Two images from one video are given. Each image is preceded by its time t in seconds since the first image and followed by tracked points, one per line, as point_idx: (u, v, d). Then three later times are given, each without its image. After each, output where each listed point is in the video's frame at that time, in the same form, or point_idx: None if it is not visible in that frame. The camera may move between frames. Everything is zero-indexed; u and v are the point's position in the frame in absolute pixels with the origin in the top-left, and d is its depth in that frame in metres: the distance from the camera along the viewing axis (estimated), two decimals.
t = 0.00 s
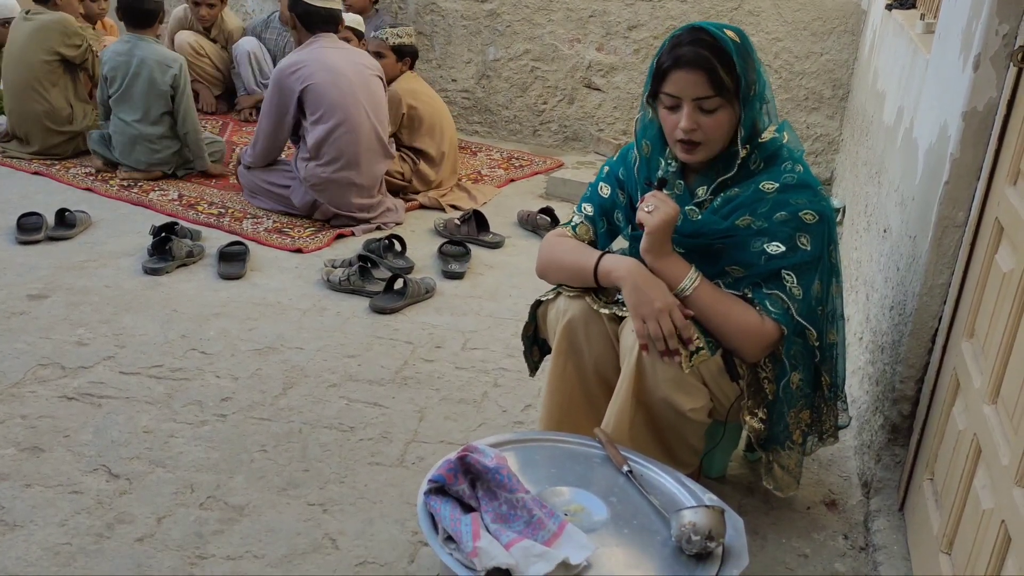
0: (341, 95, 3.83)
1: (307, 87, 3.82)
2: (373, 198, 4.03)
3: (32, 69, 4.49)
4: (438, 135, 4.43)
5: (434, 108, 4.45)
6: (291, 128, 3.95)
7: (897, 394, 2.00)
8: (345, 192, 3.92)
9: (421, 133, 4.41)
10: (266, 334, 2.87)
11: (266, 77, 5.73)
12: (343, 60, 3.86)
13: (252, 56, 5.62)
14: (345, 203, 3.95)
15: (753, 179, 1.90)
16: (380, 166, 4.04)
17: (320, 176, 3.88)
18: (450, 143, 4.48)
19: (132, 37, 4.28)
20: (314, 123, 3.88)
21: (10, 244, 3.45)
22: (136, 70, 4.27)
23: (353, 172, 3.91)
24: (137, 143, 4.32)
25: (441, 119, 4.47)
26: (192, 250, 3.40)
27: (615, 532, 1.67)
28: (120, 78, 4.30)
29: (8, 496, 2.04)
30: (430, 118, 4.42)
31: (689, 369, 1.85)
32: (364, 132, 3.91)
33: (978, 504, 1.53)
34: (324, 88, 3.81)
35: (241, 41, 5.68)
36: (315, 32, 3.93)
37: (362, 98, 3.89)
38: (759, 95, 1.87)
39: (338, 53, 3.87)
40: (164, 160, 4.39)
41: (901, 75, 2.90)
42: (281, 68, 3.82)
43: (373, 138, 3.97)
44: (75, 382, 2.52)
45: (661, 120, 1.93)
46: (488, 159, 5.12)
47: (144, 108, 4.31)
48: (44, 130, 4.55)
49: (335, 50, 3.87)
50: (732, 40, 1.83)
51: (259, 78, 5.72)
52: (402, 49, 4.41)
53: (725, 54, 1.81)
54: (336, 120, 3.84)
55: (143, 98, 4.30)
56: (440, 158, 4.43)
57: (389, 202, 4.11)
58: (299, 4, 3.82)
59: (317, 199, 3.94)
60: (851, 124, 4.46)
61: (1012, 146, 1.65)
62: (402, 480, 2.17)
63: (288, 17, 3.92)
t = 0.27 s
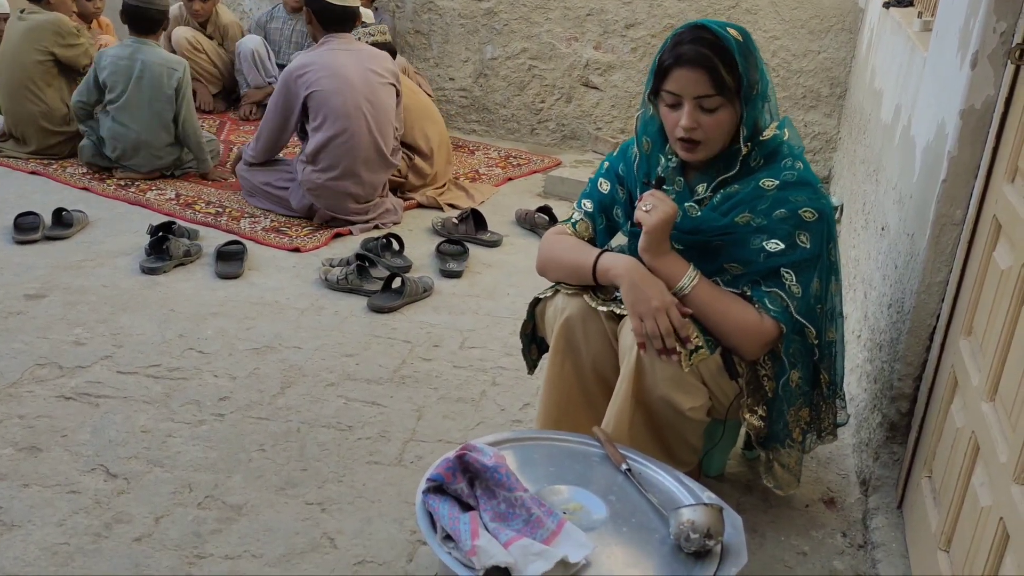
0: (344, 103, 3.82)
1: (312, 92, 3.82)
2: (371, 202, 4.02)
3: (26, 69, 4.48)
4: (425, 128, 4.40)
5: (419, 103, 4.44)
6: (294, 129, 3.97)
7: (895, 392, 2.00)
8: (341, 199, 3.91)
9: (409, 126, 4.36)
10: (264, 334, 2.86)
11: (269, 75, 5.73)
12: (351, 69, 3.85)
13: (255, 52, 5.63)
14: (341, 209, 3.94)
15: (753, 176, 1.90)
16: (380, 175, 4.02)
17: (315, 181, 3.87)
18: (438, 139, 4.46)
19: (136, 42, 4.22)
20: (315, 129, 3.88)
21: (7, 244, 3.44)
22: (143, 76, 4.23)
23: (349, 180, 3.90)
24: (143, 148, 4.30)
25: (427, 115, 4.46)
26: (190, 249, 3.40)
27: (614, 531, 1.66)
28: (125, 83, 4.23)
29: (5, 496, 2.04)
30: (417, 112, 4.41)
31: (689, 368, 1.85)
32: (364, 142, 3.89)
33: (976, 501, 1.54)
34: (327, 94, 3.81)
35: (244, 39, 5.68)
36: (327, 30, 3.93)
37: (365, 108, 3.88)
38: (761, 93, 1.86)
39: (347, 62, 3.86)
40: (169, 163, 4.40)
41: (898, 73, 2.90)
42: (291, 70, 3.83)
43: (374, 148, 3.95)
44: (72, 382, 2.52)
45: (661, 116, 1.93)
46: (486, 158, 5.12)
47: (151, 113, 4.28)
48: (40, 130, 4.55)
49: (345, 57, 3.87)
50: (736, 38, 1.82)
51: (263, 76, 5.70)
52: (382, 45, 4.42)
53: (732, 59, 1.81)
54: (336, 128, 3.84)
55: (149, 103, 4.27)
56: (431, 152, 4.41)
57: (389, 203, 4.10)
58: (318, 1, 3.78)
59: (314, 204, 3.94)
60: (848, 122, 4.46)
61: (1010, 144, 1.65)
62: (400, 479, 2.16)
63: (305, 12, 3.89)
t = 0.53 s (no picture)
0: (342, 103, 3.82)
1: (310, 91, 3.82)
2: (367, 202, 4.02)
3: (26, 68, 4.47)
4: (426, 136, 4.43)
5: (422, 109, 4.46)
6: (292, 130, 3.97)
7: (891, 392, 2.00)
8: (337, 199, 3.92)
9: (410, 131, 4.40)
10: (260, 334, 2.86)
11: (261, 77, 5.73)
12: (349, 69, 3.86)
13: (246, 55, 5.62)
14: (338, 209, 3.94)
15: (753, 179, 1.90)
16: (377, 174, 4.03)
17: (312, 181, 3.87)
18: (438, 143, 4.49)
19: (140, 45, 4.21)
20: (313, 129, 3.88)
21: (3, 245, 3.44)
22: (150, 78, 4.23)
23: (346, 179, 3.90)
24: (152, 150, 4.31)
25: (429, 117, 4.47)
26: (187, 249, 3.39)
27: (610, 531, 1.67)
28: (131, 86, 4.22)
29: (2, 497, 2.03)
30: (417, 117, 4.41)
31: (687, 369, 1.86)
32: (361, 141, 3.90)
33: (972, 501, 1.54)
34: (326, 94, 3.81)
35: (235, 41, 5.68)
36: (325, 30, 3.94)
37: (363, 108, 3.88)
38: (762, 95, 1.87)
39: (344, 61, 3.86)
40: (173, 162, 4.44)
41: (894, 74, 2.90)
42: (287, 68, 3.83)
43: (371, 148, 3.96)
44: (69, 383, 2.51)
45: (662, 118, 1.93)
46: (483, 158, 5.12)
47: (159, 115, 4.29)
48: (35, 129, 4.54)
49: (343, 57, 3.87)
50: (737, 41, 1.82)
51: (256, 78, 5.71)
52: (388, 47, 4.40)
53: (733, 61, 1.81)
54: (334, 127, 3.84)
55: (157, 105, 4.28)
56: (431, 158, 4.42)
57: (385, 203, 4.10)
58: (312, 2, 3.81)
59: (310, 203, 3.94)
60: (844, 123, 4.47)
61: (1006, 145, 1.66)
62: (397, 480, 2.17)
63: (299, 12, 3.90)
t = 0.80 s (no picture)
0: (338, 94, 3.84)
1: (305, 85, 3.81)
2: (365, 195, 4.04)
3: (31, 63, 4.48)
4: (432, 140, 4.43)
5: (432, 112, 4.43)
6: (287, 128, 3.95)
7: (890, 392, 2.01)
8: (338, 190, 3.92)
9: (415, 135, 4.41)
10: (258, 334, 2.86)
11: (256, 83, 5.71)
12: (339, 61, 3.88)
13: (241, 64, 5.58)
14: (338, 202, 3.95)
15: (754, 179, 1.90)
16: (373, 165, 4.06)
17: (314, 174, 3.86)
18: (444, 147, 4.48)
19: (143, 38, 4.31)
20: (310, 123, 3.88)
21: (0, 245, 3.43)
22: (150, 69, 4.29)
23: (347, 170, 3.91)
24: (149, 141, 4.30)
25: (438, 122, 4.45)
26: (185, 249, 3.39)
27: (609, 531, 1.67)
28: (131, 77, 4.28)
29: None
30: (426, 122, 4.40)
31: (692, 370, 1.86)
32: (359, 131, 3.92)
33: (970, 501, 1.54)
34: (322, 86, 3.82)
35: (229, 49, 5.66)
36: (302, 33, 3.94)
37: (357, 98, 3.91)
38: (762, 95, 1.87)
39: (333, 54, 3.89)
40: (172, 157, 4.41)
41: (892, 74, 2.90)
42: (278, 67, 3.81)
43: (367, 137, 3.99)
44: (67, 383, 2.51)
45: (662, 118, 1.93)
46: (481, 159, 5.12)
47: (157, 106, 4.30)
48: (31, 123, 4.54)
49: (331, 50, 3.90)
50: (736, 40, 1.82)
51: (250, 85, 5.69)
52: (405, 49, 4.34)
53: (731, 59, 1.81)
54: (333, 118, 3.85)
55: (155, 96, 4.30)
56: (435, 163, 4.44)
57: (383, 202, 4.10)
58: (286, 5, 3.83)
59: (310, 197, 3.94)
60: (842, 123, 4.48)
61: (1003, 145, 1.66)
62: (396, 480, 2.16)
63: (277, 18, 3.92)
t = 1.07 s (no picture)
0: (333, 91, 3.84)
1: (299, 82, 3.81)
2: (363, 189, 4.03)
3: (32, 60, 4.48)
4: (430, 139, 4.43)
5: (429, 112, 4.43)
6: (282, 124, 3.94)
7: (889, 392, 2.01)
8: (337, 184, 3.92)
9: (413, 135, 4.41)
10: (257, 335, 2.86)
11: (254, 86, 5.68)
12: (329, 57, 3.89)
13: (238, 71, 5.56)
14: (338, 196, 3.94)
15: (756, 180, 1.90)
16: (369, 159, 4.05)
17: (313, 168, 3.86)
18: (443, 147, 4.48)
19: (161, 35, 4.48)
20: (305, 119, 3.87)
21: None
22: (162, 61, 4.41)
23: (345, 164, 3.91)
24: (150, 125, 4.35)
25: (436, 122, 4.45)
26: (183, 250, 3.39)
27: (608, 531, 1.67)
28: (141, 65, 4.39)
29: None
30: (423, 122, 4.40)
31: (693, 371, 1.85)
32: (355, 126, 3.92)
33: (968, 501, 1.54)
34: (315, 82, 3.82)
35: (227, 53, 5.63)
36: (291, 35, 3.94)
37: (350, 92, 3.91)
38: (763, 95, 1.87)
39: (323, 51, 3.90)
40: (171, 146, 4.45)
41: (891, 74, 2.91)
42: (273, 65, 3.80)
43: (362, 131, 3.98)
44: (65, 384, 2.51)
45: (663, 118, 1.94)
46: (480, 159, 5.12)
47: (163, 95, 4.39)
48: (31, 121, 4.52)
49: (320, 47, 3.90)
50: (737, 39, 1.82)
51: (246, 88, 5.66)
52: (399, 49, 4.34)
53: (733, 61, 1.81)
54: (328, 113, 3.84)
55: (162, 84, 4.39)
56: (433, 162, 4.44)
57: (382, 202, 4.10)
58: (276, 7, 3.85)
59: (309, 192, 3.94)
60: (841, 123, 4.48)
61: (1001, 145, 1.66)
62: (394, 480, 2.16)
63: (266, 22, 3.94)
